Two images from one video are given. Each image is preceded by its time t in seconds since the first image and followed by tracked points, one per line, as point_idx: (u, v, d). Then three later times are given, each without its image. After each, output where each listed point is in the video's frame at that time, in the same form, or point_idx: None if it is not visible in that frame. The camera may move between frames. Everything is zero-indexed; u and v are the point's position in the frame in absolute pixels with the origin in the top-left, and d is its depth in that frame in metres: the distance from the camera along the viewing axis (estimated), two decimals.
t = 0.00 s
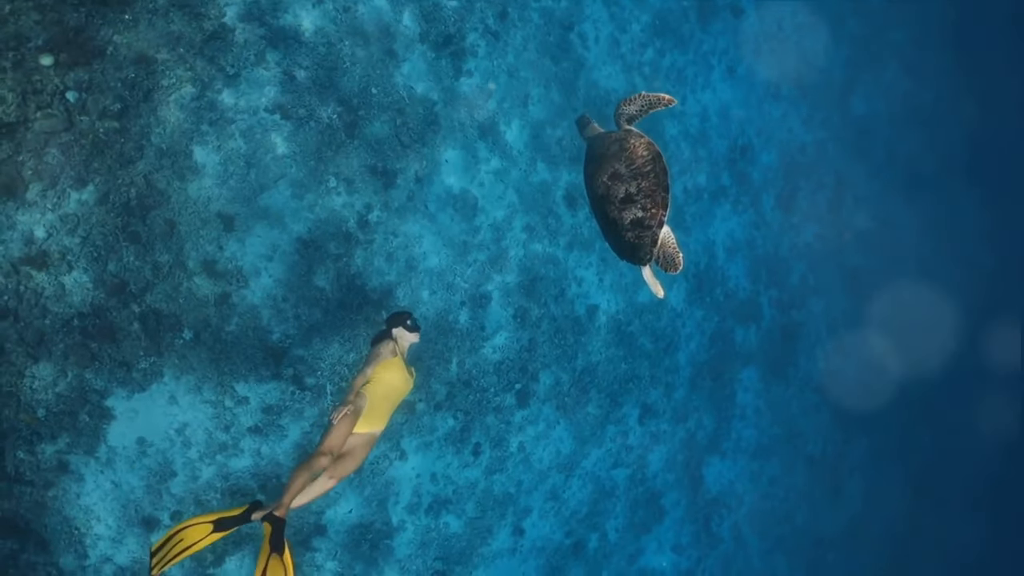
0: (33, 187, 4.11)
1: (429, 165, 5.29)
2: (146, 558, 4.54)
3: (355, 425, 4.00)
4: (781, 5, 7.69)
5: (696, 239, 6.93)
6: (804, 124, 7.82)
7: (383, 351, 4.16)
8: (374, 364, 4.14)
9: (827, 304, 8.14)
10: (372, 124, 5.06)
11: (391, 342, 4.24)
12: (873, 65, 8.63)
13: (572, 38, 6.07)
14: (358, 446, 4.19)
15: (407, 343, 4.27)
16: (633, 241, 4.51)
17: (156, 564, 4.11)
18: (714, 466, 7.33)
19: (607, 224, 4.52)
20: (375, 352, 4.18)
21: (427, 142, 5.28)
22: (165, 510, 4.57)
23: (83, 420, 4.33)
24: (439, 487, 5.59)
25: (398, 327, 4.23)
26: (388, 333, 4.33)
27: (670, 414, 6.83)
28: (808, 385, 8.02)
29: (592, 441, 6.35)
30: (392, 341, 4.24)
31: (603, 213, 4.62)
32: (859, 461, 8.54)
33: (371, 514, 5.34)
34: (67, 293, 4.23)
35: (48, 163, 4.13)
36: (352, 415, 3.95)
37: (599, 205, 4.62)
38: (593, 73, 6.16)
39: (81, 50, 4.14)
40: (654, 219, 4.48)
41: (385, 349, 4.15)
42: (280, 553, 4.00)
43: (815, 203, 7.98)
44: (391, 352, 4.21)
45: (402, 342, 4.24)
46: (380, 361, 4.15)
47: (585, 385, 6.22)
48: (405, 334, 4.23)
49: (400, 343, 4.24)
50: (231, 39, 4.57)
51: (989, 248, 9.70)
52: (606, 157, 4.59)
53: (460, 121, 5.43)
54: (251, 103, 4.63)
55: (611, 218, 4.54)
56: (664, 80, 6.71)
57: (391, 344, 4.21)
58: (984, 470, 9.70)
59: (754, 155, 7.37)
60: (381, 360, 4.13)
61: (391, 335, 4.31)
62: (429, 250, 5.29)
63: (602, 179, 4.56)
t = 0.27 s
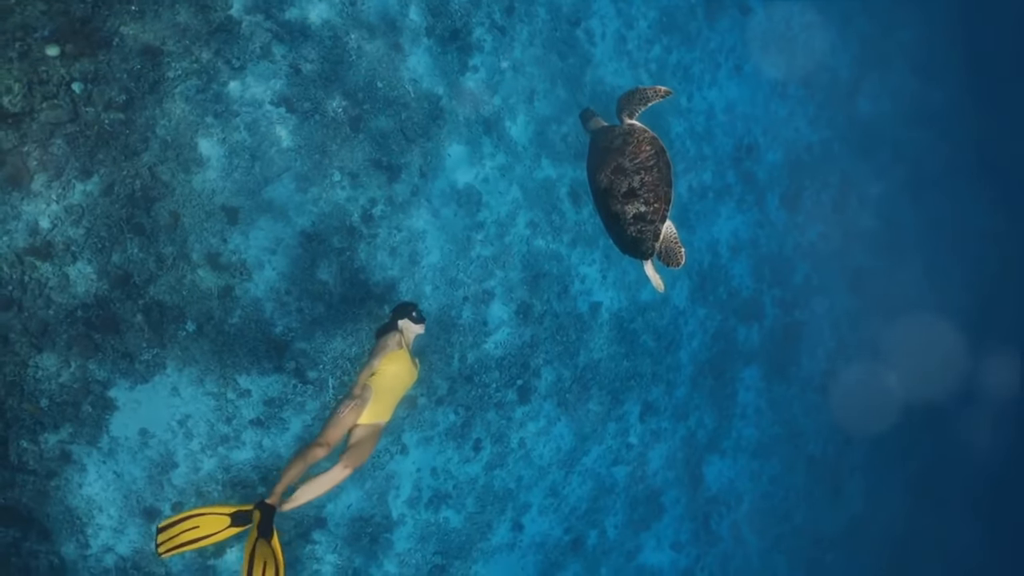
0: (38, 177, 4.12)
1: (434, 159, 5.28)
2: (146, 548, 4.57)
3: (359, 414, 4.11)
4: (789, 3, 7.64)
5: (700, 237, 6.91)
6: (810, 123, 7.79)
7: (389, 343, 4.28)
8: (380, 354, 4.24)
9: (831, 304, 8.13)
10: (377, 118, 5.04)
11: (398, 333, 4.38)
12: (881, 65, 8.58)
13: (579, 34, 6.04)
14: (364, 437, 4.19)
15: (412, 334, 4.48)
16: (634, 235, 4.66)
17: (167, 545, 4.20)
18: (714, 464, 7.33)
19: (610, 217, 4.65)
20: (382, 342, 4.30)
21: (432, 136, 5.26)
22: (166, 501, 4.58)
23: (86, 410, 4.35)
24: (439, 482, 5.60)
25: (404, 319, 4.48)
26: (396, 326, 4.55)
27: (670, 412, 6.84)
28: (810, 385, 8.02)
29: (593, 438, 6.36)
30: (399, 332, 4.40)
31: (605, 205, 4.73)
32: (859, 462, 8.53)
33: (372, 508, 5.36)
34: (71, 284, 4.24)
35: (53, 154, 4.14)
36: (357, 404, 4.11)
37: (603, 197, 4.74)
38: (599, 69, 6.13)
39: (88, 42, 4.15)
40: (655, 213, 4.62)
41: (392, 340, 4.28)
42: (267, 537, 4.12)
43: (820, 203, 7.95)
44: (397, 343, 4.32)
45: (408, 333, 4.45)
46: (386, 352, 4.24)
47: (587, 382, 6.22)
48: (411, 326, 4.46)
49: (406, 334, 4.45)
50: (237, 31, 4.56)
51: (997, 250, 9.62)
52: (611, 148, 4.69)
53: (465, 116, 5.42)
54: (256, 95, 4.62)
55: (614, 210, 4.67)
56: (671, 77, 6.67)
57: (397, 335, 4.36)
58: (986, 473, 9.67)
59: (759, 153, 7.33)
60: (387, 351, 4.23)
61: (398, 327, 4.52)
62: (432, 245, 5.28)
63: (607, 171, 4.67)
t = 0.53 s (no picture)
0: (42, 166, 4.12)
1: (437, 153, 5.27)
2: (145, 537, 4.59)
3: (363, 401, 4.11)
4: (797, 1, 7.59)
5: (703, 235, 6.88)
6: (815, 123, 7.75)
7: (395, 333, 4.27)
8: (386, 346, 4.22)
9: (832, 304, 8.12)
10: (381, 112, 5.03)
11: (403, 324, 4.35)
12: (888, 65, 8.52)
13: (585, 30, 6.01)
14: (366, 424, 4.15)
15: (416, 325, 4.44)
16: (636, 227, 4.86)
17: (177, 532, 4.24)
18: (712, 463, 7.34)
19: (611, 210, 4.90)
20: (387, 333, 4.27)
21: (436, 130, 5.25)
22: (166, 490, 4.61)
23: (86, 399, 4.37)
24: (438, 475, 5.62)
25: (408, 310, 4.43)
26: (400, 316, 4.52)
27: (670, 409, 6.85)
28: (810, 385, 8.02)
29: (592, 434, 6.37)
30: (404, 322, 4.38)
31: (608, 200, 4.98)
32: (858, 462, 8.55)
33: (370, 500, 5.38)
34: (73, 273, 4.25)
35: (57, 142, 4.14)
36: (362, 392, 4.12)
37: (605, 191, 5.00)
38: (605, 65, 6.10)
39: (92, 31, 4.15)
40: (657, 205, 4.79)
41: (398, 331, 4.25)
42: (254, 521, 3.92)
43: (824, 203, 7.93)
44: (402, 333, 4.31)
45: (412, 324, 4.41)
46: (392, 344, 4.22)
47: (587, 378, 6.22)
48: (416, 317, 4.40)
49: (410, 325, 4.41)
50: (242, 22, 4.54)
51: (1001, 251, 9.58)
52: (612, 145, 4.95)
53: (470, 110, 5.40)
54: (260, 87, 4.61)
55: (616, 204, 4.92)
56: (676, 74, 6.64)
57: (402, 326, 4.34)
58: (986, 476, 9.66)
59: (764, 152, 7.31)
60: (393, 343, 4.22)
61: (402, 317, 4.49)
62: (435, 240, 5.28)
63: (608, 167, 4.93)
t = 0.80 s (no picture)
0: (44, 154, 4.11)
1: (440, 148, 5.25)
2: (143, 526, 4.62)
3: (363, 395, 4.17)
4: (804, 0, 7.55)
5: (704, 234, 6.87)
6: (820, 123, 7.73)
7: (400, 324, 4.24)
8: (391, 337, 4.20)
9: (833, 305, 8.11)
10: (384, 105, 5.02)
11: (407, 315, 4.32)
12: (894, 65, 8.49)
13: (591, 25, 5.98)
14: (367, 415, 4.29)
15: (419, 316, 4.40)
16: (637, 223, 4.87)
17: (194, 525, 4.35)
18: (709, 461, 7.36)
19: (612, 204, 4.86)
20: (392, 323, 4.23)
21: (439, 124, 5.24)
22: (164, 480, 4.62)
23: (86, 388, 4.38)
24: (436, 469, 5.63)
25: (411, 300, 4.37)
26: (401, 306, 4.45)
27: (668, 407, 6.86)
28: (809, 385, 8.02)
29: (590, 431, 6.38)
30: (407, 313, 4.32)
31: (608, 193, 4.95)
32: (855, 462, 8.56)
33: (368, 493, 5.40)
34: (74, 262, 4.25)
35: (59, 131, 4.12)
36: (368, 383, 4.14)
37: (606, 184, 4.95)
38: (610, 61, 6.07)
39: (96, 19, 4.13)
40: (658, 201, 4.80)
41: (404, 323, 4.23)
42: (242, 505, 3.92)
43: (827, 203, 7.91)
44: (406, 325, 4.27)
45: (415, 315, 4.37)
46: (397, 335, 4.19)
47: (586, 375, 6.23)
48: (419, 307, 4.36)
49: (413, 316, 4.36)
50: (246, 13, 4.53)
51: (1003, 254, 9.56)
52: (613, 138, 4.89)
53: (473, 105, 5.38)
54: (264, 78, 4.59)
55: (617, 198, 4.88)
56: (681, 71, 6.60)
57: (407, 317, 4.29)
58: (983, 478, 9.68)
59: (768, 151, 7.29)
60: (398, 335, 4.19)
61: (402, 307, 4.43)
62: (436, 234, 5.27)
63: (610, 159, 4.87)
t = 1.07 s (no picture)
0: (48, 141, 4.10)
1: (445, 141, 5.24)
2: (143, 513, 4.64)
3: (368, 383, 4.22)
4: None
5: (708, 231, 6.85)
6: (826, 121, 7.69)
7: (405, 315, 4.33)
8: (397, 327, 4.28)
9: (835, 304, 8.10)
10: (389, 97, 4.99)
11: (413, 304, 4.44)
12: (902, 64, 8.43)
13: (598, 20, 5.93)
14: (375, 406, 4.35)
15: (425, 305, 4.59)
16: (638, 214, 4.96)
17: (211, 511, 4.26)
18: (708, 458, 7.36)
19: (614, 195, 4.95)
20: (398, 313, 4.33)
21: (444, 117, 5.21)
22: (164, 468, 4.64)
23: (88, 375, 4.39)
24: (435, 462, 5.65)
25: (417, 289, 4.57)
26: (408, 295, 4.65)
27: (668, 404, 6.86)
28: (809, 384, 8.02)
29: (590, 426, 6.39)
30: (413, 303, 4.45)
31: (611, 185, 5.03)
32: (854, 461, 8.57)
33: (367, 484, 5.42)
34: (77, 249, 4.24)
35: (63, 117, 4.11)
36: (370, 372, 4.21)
37: (608, 176, 5.03)
38: (616, 56, 6.03)
39: (101, 6, 4.10)
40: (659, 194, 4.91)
41: (410, 313, 4.33)
42: (235, 482, 4.08)
43: (831, 202, 7.88)
44: (411, 315, 4.37)
45: (420, 304, 4.55)
46: (403, 324, 4.30)
47: (587, 370, 6.23)
48: (425, 297, 4.54)
49: (418, 305, 4.54)
50: (252, 2, 4.51)
51: (1006, 257, 9.56)
52: (617, 131, 4.96)
53: (478, 98, 5.36)
54: (269, 68, 4.58)
55: (620, 190, 4.96)
56: (688, 67, 6.55)
57: (412, 307, 4.40)
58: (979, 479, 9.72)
59: (773, 149, 7.25)
60: (404, 325, 4.29)
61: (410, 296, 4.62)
62: (439, 227, 5.26)
63: (613, 152, 4.95)
